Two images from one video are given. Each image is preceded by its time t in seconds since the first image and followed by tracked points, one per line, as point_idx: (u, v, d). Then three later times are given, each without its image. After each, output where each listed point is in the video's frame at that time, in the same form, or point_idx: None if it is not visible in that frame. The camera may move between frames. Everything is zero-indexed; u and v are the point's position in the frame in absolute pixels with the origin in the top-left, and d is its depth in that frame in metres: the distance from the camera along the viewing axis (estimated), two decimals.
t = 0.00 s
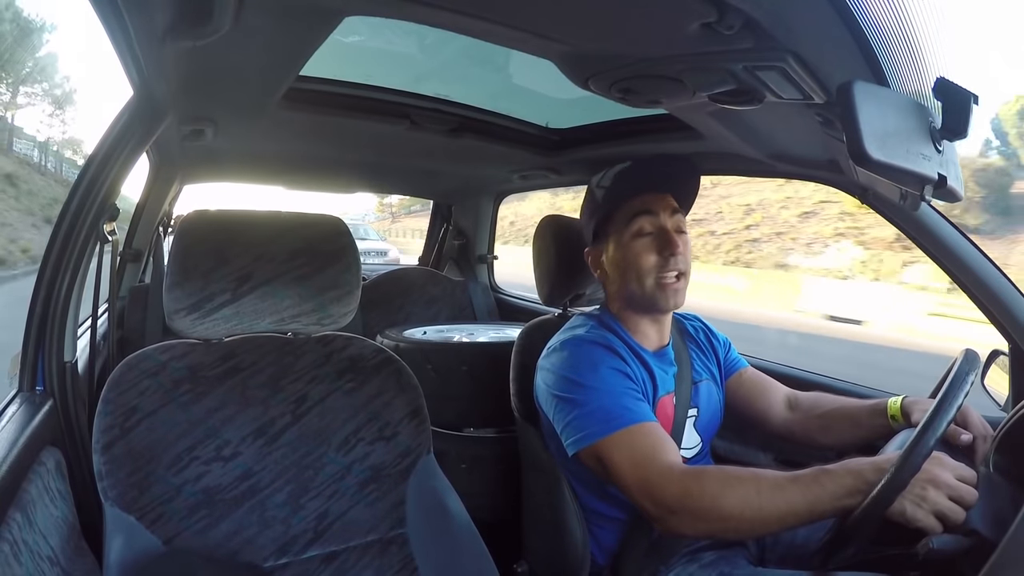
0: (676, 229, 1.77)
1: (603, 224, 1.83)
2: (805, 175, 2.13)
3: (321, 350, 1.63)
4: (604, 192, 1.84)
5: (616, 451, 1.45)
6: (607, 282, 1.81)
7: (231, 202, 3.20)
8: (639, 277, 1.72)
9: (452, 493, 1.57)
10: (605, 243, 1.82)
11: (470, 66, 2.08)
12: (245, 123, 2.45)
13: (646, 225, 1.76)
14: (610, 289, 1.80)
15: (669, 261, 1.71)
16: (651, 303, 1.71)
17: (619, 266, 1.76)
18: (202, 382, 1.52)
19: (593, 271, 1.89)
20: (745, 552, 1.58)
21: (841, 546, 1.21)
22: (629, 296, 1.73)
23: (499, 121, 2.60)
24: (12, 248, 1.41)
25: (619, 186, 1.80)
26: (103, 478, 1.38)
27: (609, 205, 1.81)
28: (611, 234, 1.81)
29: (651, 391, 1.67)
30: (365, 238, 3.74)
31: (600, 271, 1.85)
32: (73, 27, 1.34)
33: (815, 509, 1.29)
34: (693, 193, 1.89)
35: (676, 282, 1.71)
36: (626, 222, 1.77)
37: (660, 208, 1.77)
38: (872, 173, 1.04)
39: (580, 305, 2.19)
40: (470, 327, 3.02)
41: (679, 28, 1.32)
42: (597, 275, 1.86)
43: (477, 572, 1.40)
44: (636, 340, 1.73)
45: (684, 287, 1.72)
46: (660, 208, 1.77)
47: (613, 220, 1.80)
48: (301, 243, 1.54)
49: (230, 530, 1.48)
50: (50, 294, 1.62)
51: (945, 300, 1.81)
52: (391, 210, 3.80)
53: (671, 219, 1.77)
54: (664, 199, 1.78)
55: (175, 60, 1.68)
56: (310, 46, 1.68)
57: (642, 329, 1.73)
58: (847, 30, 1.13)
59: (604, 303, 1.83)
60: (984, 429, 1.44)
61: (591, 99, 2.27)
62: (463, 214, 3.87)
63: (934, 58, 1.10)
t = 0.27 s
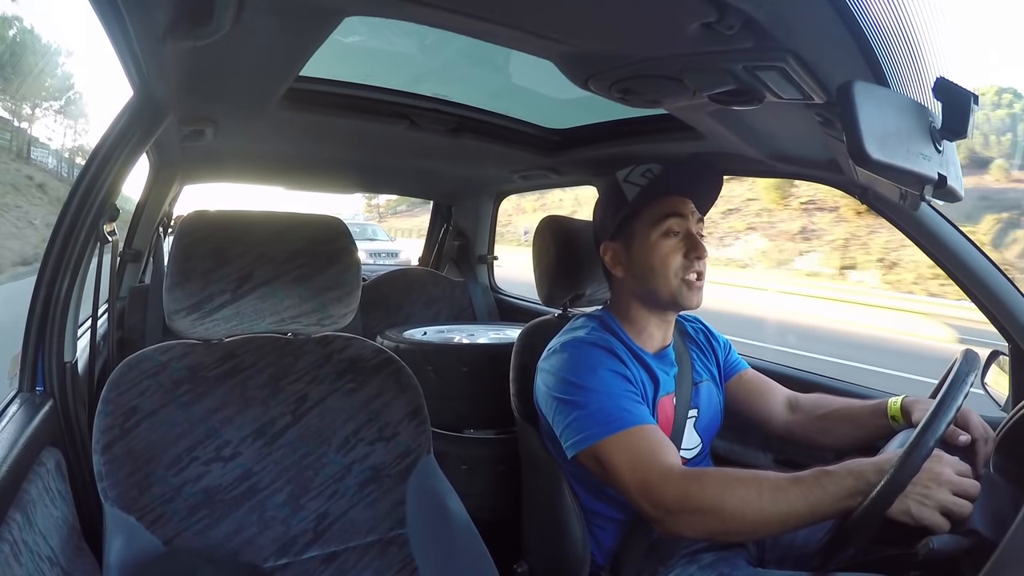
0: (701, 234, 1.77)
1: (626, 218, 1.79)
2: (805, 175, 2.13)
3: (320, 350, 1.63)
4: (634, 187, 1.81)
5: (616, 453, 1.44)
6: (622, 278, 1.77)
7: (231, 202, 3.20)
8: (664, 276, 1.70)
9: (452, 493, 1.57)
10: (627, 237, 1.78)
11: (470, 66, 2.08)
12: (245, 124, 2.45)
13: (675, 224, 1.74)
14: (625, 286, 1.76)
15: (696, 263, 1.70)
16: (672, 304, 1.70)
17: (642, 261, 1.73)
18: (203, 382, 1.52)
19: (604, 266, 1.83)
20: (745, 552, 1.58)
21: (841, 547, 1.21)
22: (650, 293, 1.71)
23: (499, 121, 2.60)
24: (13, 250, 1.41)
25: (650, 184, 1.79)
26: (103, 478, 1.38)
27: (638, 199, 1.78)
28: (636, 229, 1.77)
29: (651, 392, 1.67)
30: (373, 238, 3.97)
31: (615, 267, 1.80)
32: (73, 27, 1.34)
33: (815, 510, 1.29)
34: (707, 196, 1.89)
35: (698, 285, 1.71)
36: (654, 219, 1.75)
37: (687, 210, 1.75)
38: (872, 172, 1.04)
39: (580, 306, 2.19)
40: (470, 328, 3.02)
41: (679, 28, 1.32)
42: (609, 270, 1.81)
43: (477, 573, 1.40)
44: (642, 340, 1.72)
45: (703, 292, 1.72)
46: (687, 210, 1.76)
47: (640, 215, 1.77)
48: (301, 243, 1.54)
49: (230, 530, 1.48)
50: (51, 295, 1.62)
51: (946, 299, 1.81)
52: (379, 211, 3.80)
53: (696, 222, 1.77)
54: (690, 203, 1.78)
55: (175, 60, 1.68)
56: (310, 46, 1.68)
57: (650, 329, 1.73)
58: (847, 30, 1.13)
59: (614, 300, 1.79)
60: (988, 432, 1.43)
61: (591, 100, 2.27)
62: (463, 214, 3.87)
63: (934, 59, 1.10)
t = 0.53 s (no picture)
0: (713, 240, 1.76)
1: (651, 222, 1.69)
2: (805, 175, 2.13)
3: (320, 350, 1.63)
4: (661, 191, 1.69)
5: (616, 451, 1.44)
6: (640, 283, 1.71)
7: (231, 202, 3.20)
8: (685, 286, 1.66)
9: (452, 493, 1.57)
10: (645, 240, 1.70)
11: (471, 66, 2.08)
12: (245, 124, 2.45)
13: (699, 234, 1.69)
14: (642, 291, 1.71)
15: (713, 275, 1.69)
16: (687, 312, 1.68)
17: (666, 272, 1.67)
18: (203, 382, 1.52)
19: (618, 265, 1.74)
20: (745, 552, 1.59)
21: (841, 546, 1.21)
22: (669, 302, 1.67)
23: (499, 121, 2.60)
24: (13, 250, 1.41)
25: (675, 189, 1.70)
26: (103, 478, 1.38)
27: (664, 204, 1.69)
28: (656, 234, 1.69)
29: (652, 392, 1.67)
30: (382, 237, 3.87)
31: (632, 270, 1.72)
32: (74, 28, 1.34)
33: (815, 510, 1.29)
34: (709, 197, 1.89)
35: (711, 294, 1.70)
36: (680, 229, 1.68)
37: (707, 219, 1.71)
38: (872, 173, 1.04)
39: (580, 306, 2.19)
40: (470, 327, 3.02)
41: (679, 28, 1.32)
42: (624, 271, 1.73)
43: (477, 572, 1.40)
44: (648, 342, 1.72)
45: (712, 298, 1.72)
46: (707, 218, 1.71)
47: (666, 222, 1.68)
48: (301, 243, 1.55)
49: (230, 530, 1.48)
50: (50, 295, 1.62)
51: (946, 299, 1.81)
52: (368, 211, 3.74)
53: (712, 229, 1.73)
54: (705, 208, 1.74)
55: (175, 59, 1.68)
56: (310, 46, 1.68)
57: (654, 330, 1.72)
58: (847, 30, 1.13)
59: (626, 301, 1.74)
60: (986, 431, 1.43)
61: (591, 100, 2.27)
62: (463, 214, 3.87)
63: (934, 59, 1.10)
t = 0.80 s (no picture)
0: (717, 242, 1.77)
1: (667, 228, 1.66)
2: (805, 175, 2.13)
3: (320, 350, 1.63)
4: (678, 197, 1.67)
5: (615, 452, 1.44)
6: (652, 287, 1.69)
7: (230, 201, 3.20)
8: (696, 292, 1.67)
9: (451, 493, 1.57)
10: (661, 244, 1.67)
11: (471, 66, 2.08)
12: (244, 124, 2.45)
13: (711, 240, 1.69)
14: (652, 295, 1.69)
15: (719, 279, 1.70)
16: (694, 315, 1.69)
17: (680, 278, 1.66)
18: (203, 382, 1.52)
19: (629, 268, 1.71)
20: (747, 552, 1.59)
21: (840, 548, 1.21)
22: (679, 306, 1.68)
23: (499, 121, 2.60)
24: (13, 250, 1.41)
25: (688, 194, 1.69)
26: (103, 478, 1.38)
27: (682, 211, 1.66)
28: (673, 240, 1.66)
29: (653, 392, 1.67)
30: (392, 236, 3.92)
31: (645, 274, 1.69)
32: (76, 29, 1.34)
33: (814, 513, 1.29)
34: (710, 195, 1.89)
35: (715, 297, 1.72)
36: (695, 236, 1.67)
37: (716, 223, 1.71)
38: (873, 172, 1.04)
39: (580, 305, 2.18)
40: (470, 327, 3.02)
41: (679, 28, 1.32)
42: (636, 274, 1.70)
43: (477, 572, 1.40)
44: (651, 341, 1.72)
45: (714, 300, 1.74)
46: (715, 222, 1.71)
47: (682, 228, 1.66)
48: (302, 243, 1.55)
49: (230, 529, 1.48)
50: (50, 295, 1.62)
51: (945, 299, 1.81)
52: (358, 211, 3.69)
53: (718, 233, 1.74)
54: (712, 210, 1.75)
55: (175, 59, 1.68)
56: (311, 46, 1.68)
57: (657, 331, 1.72)
58: (847, 29, 1.13)
59: (634, 303, 1.72)
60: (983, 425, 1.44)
61: (591, 100, 2.27)
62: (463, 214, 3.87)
63: (934, 59, 1.10)
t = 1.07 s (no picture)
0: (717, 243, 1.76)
1: (661, 227, 1.66)
2: (805, 175, 2.13)
3: (320, 350, 1.63)
4: (672, 195, 1.66)
5: (615, 456, 1.44)
6: (647, 286, 1.69)
7: (231, 202, 3.20)
8: (692, 292, 1.66)
9: (452, 493, 1.57)
10: (657, 244, 1.67)
11: (471, 66, 2.08)
12: (244, 124, 2.45)
13: (708, 240, 1.69)
14: (649, 295, 1.69)
15: (718, 279, 1.69)
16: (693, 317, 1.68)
17: (676, 278, 1.66)
18: (202, 382, 1.52)
19: (627, 269, 1.71)
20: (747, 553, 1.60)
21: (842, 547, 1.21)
22: (675, 306, 1.67)
23: (499, 121, 2.60)
24: (13, 250, 1.41)
25: (684, 193, 1.68)
26: (103, 478, 1.38)
27: (676, 211, 1.66)
28: (670, 240, 1.66)
29: (656, 393, 1.67)
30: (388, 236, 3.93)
31: (641, 273, 1.70)
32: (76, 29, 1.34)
33: (812, 514, 1.28)
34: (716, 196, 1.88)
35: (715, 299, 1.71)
36: (691, 235, 1.67)
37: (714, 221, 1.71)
38: (873, 173, 1.04)
39: (581, 306, 2.18)
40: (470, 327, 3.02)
41: (679, 29, 1.32)
42: (631, 274, 1.71)
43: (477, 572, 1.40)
44: (654, 342, 1.72)
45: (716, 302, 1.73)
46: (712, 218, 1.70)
47: (676, 228, 1.66)
48: (302, 243, 1.55)
49: (230, 529, 1.48)
50: (50, 295, 1.62)
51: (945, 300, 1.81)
52: (349, 211, 3.66)
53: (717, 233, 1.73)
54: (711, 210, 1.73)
55: (175, 59, 1.68)
56: (311, 46, 1.68)
57: (656, 332, 1.72)
58: (847, 30, 1.13)
59: (631, 302, 1.72)
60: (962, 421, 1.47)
61: (591, 100, 2.27)
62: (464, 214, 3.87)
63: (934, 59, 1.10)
